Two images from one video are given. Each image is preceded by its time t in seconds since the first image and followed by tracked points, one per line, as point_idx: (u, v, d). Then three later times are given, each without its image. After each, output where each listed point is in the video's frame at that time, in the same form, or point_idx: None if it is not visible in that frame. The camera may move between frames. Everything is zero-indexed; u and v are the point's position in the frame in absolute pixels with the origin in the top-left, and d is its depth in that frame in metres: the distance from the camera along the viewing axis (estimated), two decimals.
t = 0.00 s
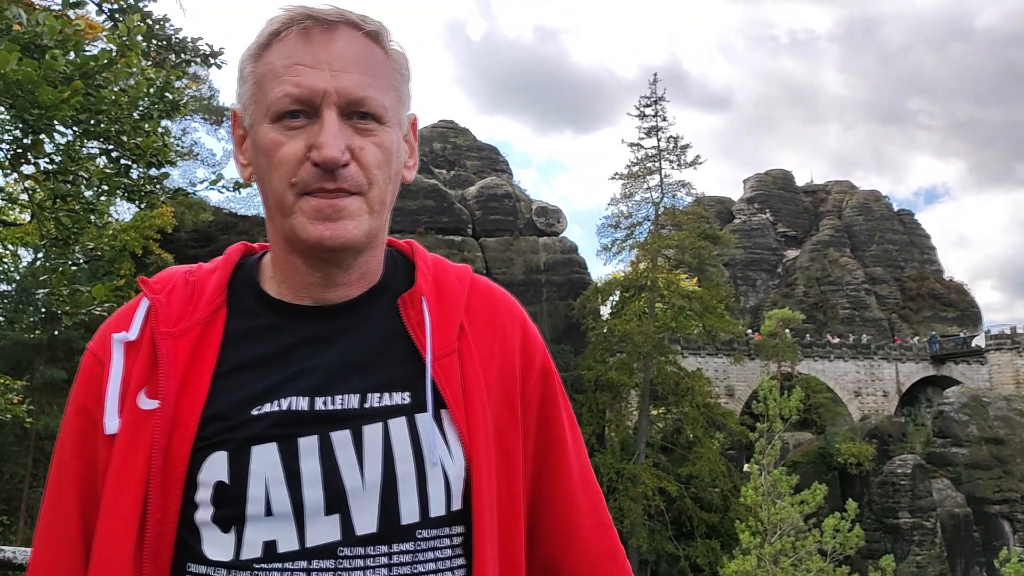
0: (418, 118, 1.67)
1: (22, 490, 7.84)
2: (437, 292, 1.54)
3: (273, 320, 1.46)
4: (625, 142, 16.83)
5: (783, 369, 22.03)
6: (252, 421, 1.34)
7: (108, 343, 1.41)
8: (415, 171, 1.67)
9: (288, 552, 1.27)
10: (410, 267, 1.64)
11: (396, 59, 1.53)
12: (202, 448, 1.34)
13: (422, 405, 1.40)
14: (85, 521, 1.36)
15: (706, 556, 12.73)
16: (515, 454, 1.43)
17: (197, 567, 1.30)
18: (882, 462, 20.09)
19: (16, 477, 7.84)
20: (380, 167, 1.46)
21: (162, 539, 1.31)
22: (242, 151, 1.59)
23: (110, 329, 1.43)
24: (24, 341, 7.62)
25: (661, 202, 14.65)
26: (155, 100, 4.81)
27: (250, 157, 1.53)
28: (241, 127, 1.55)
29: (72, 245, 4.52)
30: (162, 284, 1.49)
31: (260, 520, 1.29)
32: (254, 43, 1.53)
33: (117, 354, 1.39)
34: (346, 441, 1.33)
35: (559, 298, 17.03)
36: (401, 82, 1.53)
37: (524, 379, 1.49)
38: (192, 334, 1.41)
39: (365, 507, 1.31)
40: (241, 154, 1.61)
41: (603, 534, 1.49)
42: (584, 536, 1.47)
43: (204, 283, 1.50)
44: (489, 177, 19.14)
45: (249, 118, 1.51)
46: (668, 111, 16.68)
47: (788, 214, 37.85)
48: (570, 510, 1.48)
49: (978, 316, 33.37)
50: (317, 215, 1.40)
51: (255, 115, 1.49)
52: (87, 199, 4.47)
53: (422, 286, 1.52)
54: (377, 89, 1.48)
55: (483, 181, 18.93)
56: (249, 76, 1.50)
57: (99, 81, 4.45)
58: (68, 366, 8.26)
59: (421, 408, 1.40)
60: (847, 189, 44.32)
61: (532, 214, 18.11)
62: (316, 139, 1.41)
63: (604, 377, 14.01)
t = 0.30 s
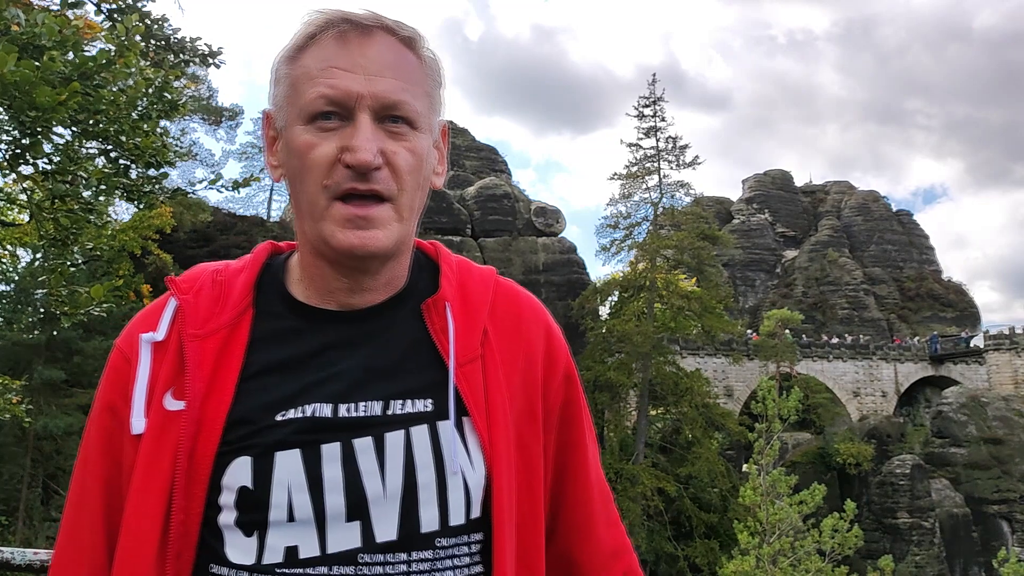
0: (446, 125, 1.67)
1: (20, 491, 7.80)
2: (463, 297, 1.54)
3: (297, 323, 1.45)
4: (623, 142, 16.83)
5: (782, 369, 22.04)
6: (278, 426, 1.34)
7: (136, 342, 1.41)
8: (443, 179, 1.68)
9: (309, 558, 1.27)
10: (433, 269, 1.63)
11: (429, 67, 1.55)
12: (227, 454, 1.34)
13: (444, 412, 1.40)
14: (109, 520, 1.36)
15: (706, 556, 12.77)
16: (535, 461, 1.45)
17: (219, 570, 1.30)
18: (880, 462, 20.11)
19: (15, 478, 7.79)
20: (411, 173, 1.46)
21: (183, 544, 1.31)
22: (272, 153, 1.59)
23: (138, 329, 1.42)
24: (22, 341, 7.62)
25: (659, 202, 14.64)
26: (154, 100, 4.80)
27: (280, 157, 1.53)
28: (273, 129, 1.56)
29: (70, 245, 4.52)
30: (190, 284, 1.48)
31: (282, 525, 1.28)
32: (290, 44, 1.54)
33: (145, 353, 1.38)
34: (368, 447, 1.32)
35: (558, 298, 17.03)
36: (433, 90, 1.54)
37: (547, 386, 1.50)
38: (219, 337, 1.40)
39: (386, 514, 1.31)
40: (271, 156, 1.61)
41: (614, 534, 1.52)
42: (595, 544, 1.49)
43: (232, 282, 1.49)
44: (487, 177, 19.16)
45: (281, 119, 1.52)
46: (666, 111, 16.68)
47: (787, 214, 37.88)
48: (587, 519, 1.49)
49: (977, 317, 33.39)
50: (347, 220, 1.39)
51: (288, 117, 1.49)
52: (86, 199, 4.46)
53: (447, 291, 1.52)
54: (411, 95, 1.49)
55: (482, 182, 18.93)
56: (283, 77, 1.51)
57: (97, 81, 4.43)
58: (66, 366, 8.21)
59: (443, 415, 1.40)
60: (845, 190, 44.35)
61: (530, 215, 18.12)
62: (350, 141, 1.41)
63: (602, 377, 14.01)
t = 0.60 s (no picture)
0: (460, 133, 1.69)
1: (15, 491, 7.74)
2: (474, 295, 1.54)
3: (312, 321, 1.45)
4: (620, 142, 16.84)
5: (779, 369, 22.05)
6: (294, 419, 1.33)
7: (153, 340, 1.41)
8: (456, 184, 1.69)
9: (327, 548, 1.27)
10: (443, 272, 1.63)
11: (445, 74, 1.57)
12: (245, 444, 1.33)
13: (458, 407, 1.40)
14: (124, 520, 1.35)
15: (702, 556, 12.79)
16: (545, 458, 1.46)
17: (237, 562, 1.30)
18: (877, 462, 20.16)
19: (12, 477, 7.74)
20: (427, 175, 1.47)
21: (199, 540, 1.30)
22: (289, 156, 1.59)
23: (155, 329, 1.42)
24: (19, 341, 7.60)
25: (656, 202, 14.65)
26: (151, 99, 4.79)
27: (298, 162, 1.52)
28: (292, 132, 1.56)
29: (67, 245, 4.53)
30: (206, 285, 1.48)
31: (301, 515, 1.28)
32: (311, 50, 1.55)
33: (161, 352, 1.38)
34: (385, 439, 1.32)
35: (555, 298, 17.02)
36: (449, 97, 1.57)
37: (556, 386, 1.52)
38: (236, 333, 1.40)
39: (405, 504, 1.30)
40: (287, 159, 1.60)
41: (611, 529, 1.55)
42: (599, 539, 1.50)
43: (248, 283, 1.49)
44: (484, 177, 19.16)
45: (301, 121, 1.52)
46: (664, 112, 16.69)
47: (784, 214, 37.91)
48: (591, 516, 1.50)
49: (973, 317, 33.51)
50: (365, 219, 1.38)
51: (307, 120, 1.49)
52: (83, 198, 4.45)
53: (460, 289, 1.53)
54: (429, 101, 1.50)
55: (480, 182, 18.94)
56: (303, 80, 1.51)
57: (94, 81, 4.41)
58: (62, 366, 8.17)
59: (458, 411, 1.40)
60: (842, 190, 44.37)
61: (528, 215, 18.13)
62: (370, 143, 1.41)
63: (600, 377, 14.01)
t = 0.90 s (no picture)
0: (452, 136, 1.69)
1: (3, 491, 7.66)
2: (466, 296, 1.54)
3: (310, 320, 1.43)
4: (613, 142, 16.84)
5: (770, 369, 22.08)
6: (296, 417, 1.31)
7: (149, 340, 1.38)
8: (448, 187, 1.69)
9: (331, 545, 1.25)
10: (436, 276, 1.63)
11: (439, 77, 1.56)
12: (248, 441, 1.31)
13: (457, 406, 1.40)
14: (119, 522, 1.31)
15: (693, 556, 12.79)
16: (537, 457, 1.47)
17: (238, 562, 1.26)
18: (868, 462, 20.20)
19: None
20: (424, 177, 1.46)
21: (200, 540, 1.27)
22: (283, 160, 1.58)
23: (151, 327, 1.39)
24: (7, 339, 7.55)
25: (649, 202, 14.64)
26: (142, 98, 4.79)
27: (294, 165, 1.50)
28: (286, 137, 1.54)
29: (57, 243, 4.50)
30: (201, 284, 1.45)
31: (305, 513, 1.26)
32: (303, 53, 1.53)
33: (158, 351, 1.34)
34: (387, 436, 1.31)
35: (547, 298, 17.00)
36: (443, 99, 1.56)
37: (547, 388, 1.53)
38: (235, 332, 1.37)
39: (407, 501, 1.29)
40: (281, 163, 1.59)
41: (594, 527, 1.56)
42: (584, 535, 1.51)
43: (242, 283, 1.46)
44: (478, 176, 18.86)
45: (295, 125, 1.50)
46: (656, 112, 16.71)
47: (776, 214, 37.93)
48: (574, 513, 1.51)
49: (963, 317, 33.71)
50: (363, 221, 1.38)
51: (302, 122, 1.47)
52: (73, 197, 4.46)
53: (452, 290, 1.53)
54: (425, 102, 1.49)
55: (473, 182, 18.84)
56: (297, 84, 1.49)
57: (85, 79, 4.40)
58: (51, 365, 8.12)
59: (457, 409, 1.39)
60: (834, 191, 44.48)
61: (520, 214, 18.07)
62: (368, 145, 1.40)
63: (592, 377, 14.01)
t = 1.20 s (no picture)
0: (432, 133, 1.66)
1: None
2: (442, 299, 1.54)
3: (289, 315, 1.37)
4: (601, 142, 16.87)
5: (755, 368, 21.97)
6: (280, 416, 1.25)
7: (121, 329, 1.25)
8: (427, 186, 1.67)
9: (318, 545, 1.21)
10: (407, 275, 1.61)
11: (428, 76, 1.53)
12: (229, 439, 1.24)
13: (437, 406, 1.38)
14: (86, 523, 1.20)
15: (678, 554, 12.90)
16: (509, 458, 1.46)
17: (218, 564, 1.20)
18: (851, 461, 20.31)
19: None
20: (412, 175, 1.42)
21: (177, 539, 1.19)
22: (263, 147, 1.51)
23: (121, 316, 1.27)
24: None
25: (635, 202, 14.66)
26: (126, 94, 4.79)
27: (278, 156, 1.43)
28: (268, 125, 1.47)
29: (39, 240, 4.45)
30: (173, 275, 1.36)
31: (289, 513, 1.21)
32: (292, 42, 1.46)
33: (133, 343, 1.23)
34: (369, 435, 1.28)
35: (534, 298, 16.64)
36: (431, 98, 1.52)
37: (517, 390, 1.53)
38: (214, 326, 1.30)
39: (391, 500, 1.26)
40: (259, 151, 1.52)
41: (560, 527, 1.57)
42: (552, 532, 1.53)
43: (217, 276, 1.39)
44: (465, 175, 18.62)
45: (280, 114, 1.43)
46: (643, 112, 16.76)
47: (761, 214, 38.01)
48: (544, 512, 1.52)
49: (946, 318, 34.09)
50: (352, 218, 1.34)
51: (290, 113, 1.40)
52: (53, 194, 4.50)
53: (428, 289, 1.53)
54: (417, 101, 1.45)
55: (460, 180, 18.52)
56: (285, 73, 1.42)
57: (68, 74, 4.36)
58: (34, 361, 8.06)
59: (437, 409, 1.38)
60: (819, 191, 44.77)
61: (507, 213, 17.65)
62: (360, 141, 1.35)
63: (577, 376, 14.05)
